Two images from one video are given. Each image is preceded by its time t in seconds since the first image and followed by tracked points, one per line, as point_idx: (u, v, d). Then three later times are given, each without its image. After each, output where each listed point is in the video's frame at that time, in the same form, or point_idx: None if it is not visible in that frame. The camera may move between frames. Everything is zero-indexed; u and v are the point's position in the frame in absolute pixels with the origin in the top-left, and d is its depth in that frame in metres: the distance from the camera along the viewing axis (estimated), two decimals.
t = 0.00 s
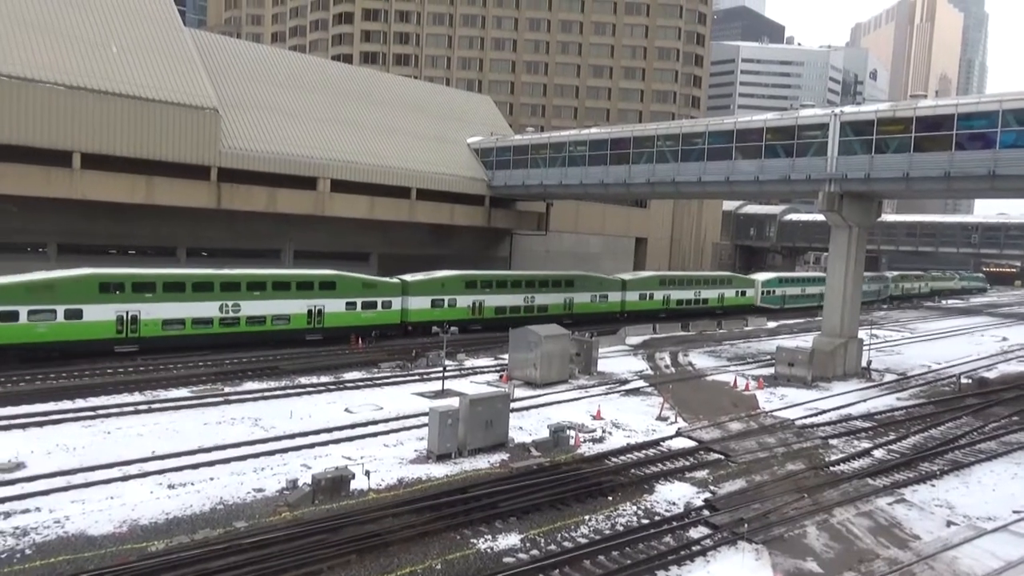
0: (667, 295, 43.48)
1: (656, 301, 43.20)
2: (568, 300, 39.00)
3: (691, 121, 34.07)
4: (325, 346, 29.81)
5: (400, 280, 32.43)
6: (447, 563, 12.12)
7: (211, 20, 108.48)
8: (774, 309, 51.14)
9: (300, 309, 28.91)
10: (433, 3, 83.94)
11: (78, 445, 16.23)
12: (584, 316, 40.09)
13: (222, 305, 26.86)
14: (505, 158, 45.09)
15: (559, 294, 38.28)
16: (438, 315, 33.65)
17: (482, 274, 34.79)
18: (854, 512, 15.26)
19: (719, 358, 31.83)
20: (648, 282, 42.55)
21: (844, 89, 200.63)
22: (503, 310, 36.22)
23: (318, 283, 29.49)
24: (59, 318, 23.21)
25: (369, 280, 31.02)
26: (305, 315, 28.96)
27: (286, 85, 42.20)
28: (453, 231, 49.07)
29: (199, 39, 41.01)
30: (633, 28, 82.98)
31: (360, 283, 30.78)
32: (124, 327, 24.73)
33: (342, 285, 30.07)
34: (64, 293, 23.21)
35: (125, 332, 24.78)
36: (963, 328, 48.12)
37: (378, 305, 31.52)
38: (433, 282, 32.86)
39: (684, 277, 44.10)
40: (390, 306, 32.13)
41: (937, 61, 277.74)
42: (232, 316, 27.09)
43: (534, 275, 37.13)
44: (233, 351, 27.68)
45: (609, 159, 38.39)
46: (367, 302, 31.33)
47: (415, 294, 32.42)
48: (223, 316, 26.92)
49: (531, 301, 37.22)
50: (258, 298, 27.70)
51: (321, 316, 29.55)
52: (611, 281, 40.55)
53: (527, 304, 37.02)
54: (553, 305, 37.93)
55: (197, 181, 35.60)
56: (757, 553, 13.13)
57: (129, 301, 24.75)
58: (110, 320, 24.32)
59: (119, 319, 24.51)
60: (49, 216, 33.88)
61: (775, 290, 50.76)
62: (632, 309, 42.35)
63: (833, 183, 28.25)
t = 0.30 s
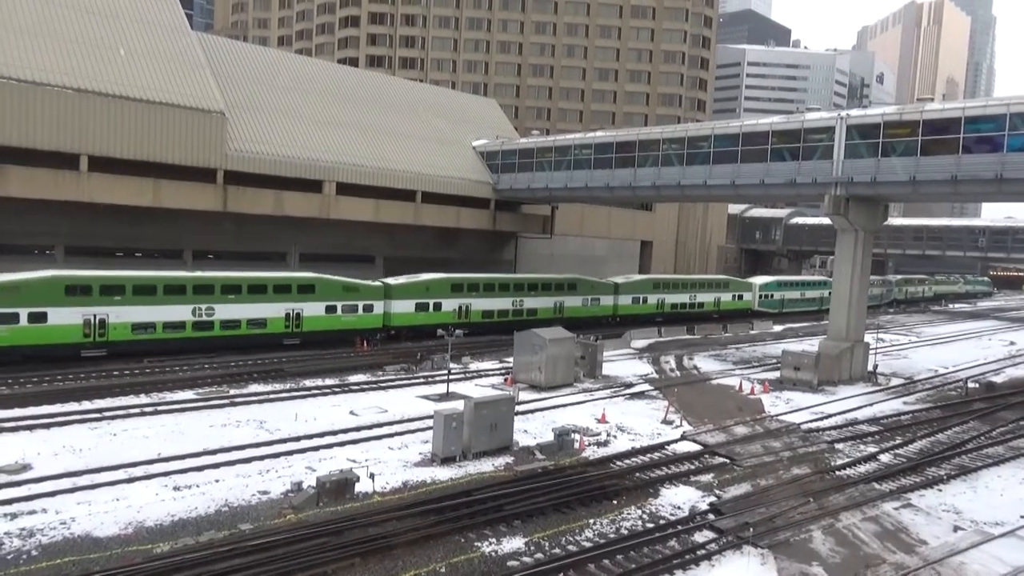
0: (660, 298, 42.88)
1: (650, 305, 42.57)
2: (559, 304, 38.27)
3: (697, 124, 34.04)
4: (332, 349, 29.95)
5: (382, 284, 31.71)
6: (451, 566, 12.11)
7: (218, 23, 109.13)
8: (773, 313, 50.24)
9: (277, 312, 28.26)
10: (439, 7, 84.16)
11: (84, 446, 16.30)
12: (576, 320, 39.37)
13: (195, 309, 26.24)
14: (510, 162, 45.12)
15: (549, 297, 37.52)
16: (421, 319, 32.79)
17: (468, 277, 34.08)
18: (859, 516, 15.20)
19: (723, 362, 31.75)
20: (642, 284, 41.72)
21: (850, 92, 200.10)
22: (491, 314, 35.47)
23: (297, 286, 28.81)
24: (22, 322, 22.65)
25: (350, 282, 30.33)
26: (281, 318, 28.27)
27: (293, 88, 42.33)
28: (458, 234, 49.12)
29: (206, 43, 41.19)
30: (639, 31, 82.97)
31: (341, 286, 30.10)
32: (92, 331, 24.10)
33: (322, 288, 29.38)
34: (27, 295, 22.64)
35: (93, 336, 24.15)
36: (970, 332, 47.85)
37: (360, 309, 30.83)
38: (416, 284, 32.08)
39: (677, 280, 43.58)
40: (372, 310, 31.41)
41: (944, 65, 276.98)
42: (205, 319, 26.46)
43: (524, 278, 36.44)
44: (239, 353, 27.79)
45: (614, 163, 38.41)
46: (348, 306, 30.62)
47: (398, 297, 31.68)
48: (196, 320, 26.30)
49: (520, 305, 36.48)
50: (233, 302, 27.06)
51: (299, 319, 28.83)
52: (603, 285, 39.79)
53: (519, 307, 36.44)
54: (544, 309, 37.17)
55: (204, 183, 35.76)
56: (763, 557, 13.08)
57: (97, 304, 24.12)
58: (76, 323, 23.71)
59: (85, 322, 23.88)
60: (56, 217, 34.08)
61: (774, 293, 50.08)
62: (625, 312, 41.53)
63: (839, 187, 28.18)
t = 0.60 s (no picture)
0: (652, 301, 42.28)
1: (642, 308, 41.93)
2: (547, 307, 37.63)
3: (700, 127, 34.05)
4: (336, 352, 30.02)
5: (361, 287, 31.07)
6: (453, 569, 12.09)
7: (222, 27, 109.51)
8: (765, 318, 50.08)
9: (251, 316, 27.46)
10: (443, 10, 84.27)
11: (87, 449, 16.33)
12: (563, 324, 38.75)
13: (164, 312, 25.38)
14: (513, 165, 45.15)
15: (536, 300, 36.83)
16: (402, 322, 32.06)
17: (452, 279, 33.41)
18: (863, 520, 15.16)
19: (726, 365, 31.68)
20: (632, 287, 41.09)
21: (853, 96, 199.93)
22: (475, 317, 34.76)
23: (272, 288, 28.06)
24: None
25: (328, 285, 29.59)
26: (255, 322, 27.47)
27: (297, 91, 42.45)
28: (461, 238, 49.15)
29: (210, 46, 41.33)
30: (642, 34, 83.04)
31: (318, 288, 29.36)
32: (54, 335, 23.18)
33: (297, 291, 28.63)
34: None
35: (56, 341, 23.24)
36: (974, 336, 47.72)
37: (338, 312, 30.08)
38: (396, 287, 31.42)
39: (668, 283, 43.07)
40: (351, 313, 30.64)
41: (947, 68, 276.84)
42: (175, 323, 25.60)
43: (511, 280, 35.76)
44: (244, 356, 27.84)
45: (617, 166, 38.42)
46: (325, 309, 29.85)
47: (377, 300, 30.92)
48: (165, 323, 25.44)
49: (507, 308, 35.77)
50: (203, 304, 26.22)
51: (273, 323, 28.06)
52: (591, 288, 39.17)
53: (505, 310, 35.73)
54: (531, 312, 36.51)
55: (208, 186, 35.86)
56: (766, 561, 13.06)
57: (60, 308, 23.21)
58: (37, 327, 22.78)
59: (47, 326, 22.96)
60: (61, 220, 34.18)
61: (769, 297, 50.04)
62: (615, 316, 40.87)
63: (842, 190, 28.08)
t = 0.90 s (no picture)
0: (640, 305, 42.08)
1: (629, 312, 41.70)
2: (531, 310, 37.31)
3: (700, 130, 34.12)
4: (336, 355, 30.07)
5: (337, 291, 30.31)
6: (454, 572, 12.07)
7: (223, 30, 109.78)
8: (757, 320, 50.02)
9: (220, 320, 26.85)
10: (443, 14, 84.42)
11: (88, 452, 16.32)
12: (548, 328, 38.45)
13: (127, 316, 24.77)
14: (514, 168, 45.18)
15: (520, 304, 36.48)
16: (379, 327, 31.45)
17: (431, 282, 32.86)
18: (864, 523, 15.14)
19: (727, 368, 31.65)
20: (619, 291, 41.00)
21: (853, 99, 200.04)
22: (456, 321, 34.23)
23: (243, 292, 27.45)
24: None
25: (302, 288, 29.00)
26: (223, 326, 26.85)
27: (297, 95, 42.52)
28: (461, 240, 49.17)
29: (211, 50, 41.37)
30: (642, 38, 83.20)
31: (292, 291, 28.76)
32: (10, 340, 22.56)
33: (268, 294, 28.03)
34: None
35: (12, 346, 22.61)
36: (975, 338, 47.71)
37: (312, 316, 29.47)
38: (372, 291, 30.75)
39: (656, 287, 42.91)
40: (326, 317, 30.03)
41: (947, 70, 277.17)
42: (138, 328, 24.97)
43: (493, 283, 35.34)
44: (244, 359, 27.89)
45: (617, 169, 38.43)
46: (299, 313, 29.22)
47: (353, 304, 30.32)
48: (129, 328, 24.82)
49: (489, 312, 35.25)
50: (170, 309, 25.66)
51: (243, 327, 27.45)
52: (574, 290, 39.02)
53: (488, 314, 35.21)
54: (514, 315, 36.18)
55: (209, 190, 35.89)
56: (766, 564, 13.04)
57: (16, 312, 22.60)
58: None
59: (3, 332, 22.33)
60: (62, 224, 34.21)
61: (761, 300, 49.98)
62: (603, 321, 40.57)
63: (842, 193, 28.12)
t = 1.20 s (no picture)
0: (625, 308, 42.12)
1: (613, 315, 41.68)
2: (511, 313, 37.04)
3: (697, 133, 34.20)
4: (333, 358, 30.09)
5: (308, 293, 29.95)
6: None
7: (220, 33, 109.85)
8: (747, 322, 49.99)
9: (184, 324, 26.24)
10: (440, 17, 84.50)
11: (83, 456, 16.27)
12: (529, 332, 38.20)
13: (84, 321, 24.10)
14: (510, 170, 45.19)
15: (500, 306, 36.17)
16: (351, 331, 30.97)
17: (405, 284, 32.44)
18: (861, 525, 15.14)
19: (724, 371, 31.68)
20: (604, 293, 40.98)
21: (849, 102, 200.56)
22: (431, 325, 33.81)
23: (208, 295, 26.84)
24: None
25: (270, 291, 28.44)
26: (186, 330, 26.25)
27: (294, 98, 42.51)
28: (458, 243, 49.17)
29: (207, 53, 41.32)
30: (638, 40, 83.37)
31: (261, 294, 28.19)
32: None
33: (234, 298, 27.39)
34: None
35: None
36: (970, 340, 47.83)
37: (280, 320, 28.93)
38: (344, 294, 30.31)
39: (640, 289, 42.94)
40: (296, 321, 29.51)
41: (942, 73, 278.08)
42: (95, 332, 24.29)
43: (472, 285, 34.98)
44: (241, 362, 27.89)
45: (614, 171, 38.44)
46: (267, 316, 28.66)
47: (323, 307, 29.81)
48: (85, 332, 24.16)
49: (467, 315, 34.86)
50: (129, 312, 25.02)
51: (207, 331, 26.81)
52: (556, 292, 38.83)
53: (465, 317, 34.84)
54: (495, 318, 35.93)
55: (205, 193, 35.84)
56: (764, 567, 13.03)
57: None
58: None
59: None
60: (58, 227, 34.15)
61: (751, 302, 49.93)
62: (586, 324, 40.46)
63: (839, 195, 28.18)
